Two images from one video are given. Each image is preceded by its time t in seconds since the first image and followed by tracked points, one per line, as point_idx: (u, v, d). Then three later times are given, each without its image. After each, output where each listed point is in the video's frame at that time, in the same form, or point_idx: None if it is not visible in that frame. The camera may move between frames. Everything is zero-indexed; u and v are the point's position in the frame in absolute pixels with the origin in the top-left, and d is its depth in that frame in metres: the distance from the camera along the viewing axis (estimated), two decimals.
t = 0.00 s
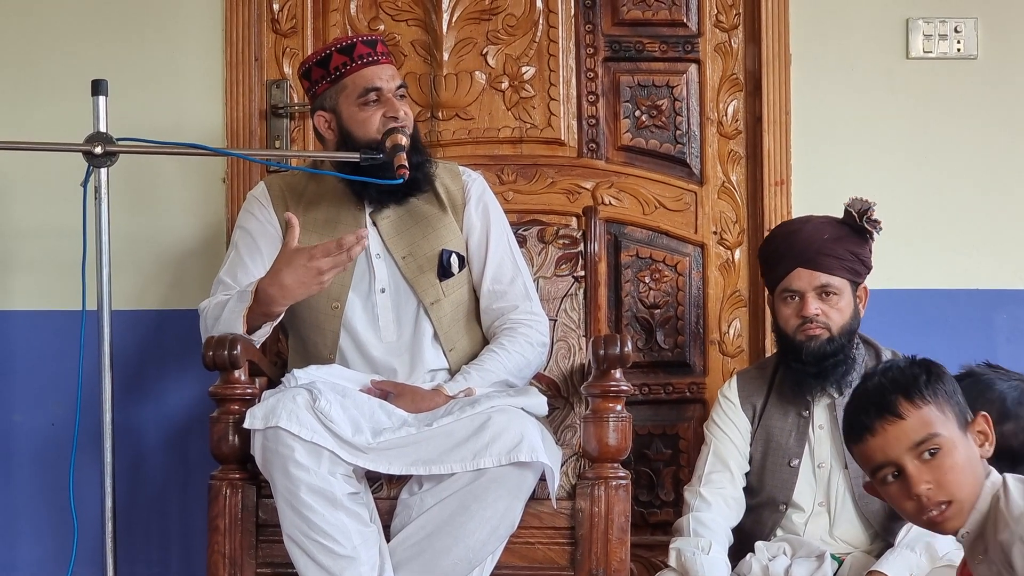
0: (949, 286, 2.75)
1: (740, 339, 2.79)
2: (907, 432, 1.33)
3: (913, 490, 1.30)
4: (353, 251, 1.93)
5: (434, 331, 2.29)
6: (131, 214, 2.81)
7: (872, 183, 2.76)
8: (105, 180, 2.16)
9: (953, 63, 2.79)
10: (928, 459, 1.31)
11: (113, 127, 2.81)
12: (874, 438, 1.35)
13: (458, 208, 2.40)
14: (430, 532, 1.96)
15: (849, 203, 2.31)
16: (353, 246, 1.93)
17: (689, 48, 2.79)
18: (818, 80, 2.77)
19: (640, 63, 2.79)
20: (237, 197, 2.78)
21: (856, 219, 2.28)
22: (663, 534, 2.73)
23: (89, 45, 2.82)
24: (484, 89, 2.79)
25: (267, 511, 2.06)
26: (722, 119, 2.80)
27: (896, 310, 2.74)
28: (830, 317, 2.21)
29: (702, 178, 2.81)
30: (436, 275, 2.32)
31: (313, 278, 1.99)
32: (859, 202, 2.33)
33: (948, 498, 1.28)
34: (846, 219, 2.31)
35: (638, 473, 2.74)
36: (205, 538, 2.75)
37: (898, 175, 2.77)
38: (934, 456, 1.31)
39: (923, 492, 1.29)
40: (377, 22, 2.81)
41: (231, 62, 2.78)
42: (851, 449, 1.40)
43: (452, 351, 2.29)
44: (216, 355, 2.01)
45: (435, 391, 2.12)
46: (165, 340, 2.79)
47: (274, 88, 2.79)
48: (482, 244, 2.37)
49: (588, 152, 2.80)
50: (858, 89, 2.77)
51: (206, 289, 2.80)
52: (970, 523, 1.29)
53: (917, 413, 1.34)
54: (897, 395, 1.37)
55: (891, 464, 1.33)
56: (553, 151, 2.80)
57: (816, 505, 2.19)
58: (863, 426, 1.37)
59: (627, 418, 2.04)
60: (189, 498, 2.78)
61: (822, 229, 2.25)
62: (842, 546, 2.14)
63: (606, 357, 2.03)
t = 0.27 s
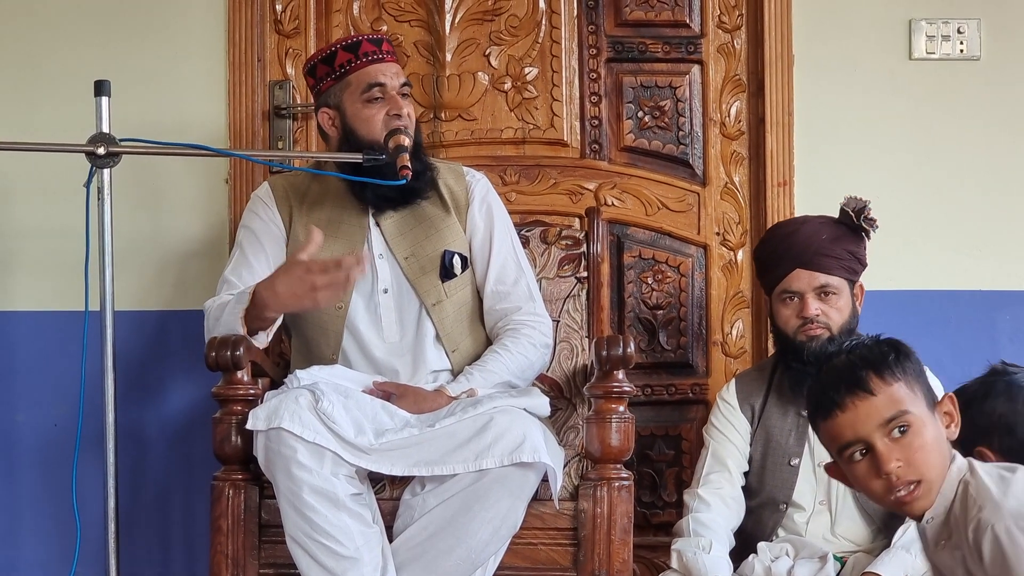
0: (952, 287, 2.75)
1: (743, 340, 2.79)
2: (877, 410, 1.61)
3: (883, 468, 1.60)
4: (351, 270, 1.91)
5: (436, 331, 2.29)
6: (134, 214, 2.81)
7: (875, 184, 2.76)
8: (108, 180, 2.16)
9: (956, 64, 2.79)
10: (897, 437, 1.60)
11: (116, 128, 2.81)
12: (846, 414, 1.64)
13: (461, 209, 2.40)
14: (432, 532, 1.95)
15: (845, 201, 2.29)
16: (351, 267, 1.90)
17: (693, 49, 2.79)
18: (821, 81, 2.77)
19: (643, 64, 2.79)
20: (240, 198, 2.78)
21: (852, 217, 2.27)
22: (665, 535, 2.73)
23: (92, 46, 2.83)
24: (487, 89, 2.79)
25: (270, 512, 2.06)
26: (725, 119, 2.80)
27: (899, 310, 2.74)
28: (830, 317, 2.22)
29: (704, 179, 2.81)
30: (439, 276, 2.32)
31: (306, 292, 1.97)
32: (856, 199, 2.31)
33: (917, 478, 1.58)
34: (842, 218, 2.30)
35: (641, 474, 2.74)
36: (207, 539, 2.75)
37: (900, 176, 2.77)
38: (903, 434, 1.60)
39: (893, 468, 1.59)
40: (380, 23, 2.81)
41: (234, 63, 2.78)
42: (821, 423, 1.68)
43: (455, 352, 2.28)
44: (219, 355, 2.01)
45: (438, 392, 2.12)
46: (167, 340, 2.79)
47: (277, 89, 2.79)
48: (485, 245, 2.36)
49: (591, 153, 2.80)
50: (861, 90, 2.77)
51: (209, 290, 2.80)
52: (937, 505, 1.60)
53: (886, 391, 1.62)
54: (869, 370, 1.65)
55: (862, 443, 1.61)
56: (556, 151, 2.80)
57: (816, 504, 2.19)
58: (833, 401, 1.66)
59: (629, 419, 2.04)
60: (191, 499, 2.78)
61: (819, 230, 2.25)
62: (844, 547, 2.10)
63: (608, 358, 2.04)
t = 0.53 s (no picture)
0: (955, 289, 2.75)
1: (746, 342, 2.79)
2: (861, 429, 1.44)
3: (867, 486, 1.42)
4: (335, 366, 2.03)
5: (439, 334, 2.29)
6: (136, 216, 2.81)
7: (877, 186, 2.76)
8: (110, 182, 2.16)
9: (958, 66, 2.79)
10: (882, 455, 1.43)
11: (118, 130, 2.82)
12: (831, 431, 1.45)
13: (466, 212, 2.40)
14: (434, 534, 1.95)
15: (849, 201, 2.30)
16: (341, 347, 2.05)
17: (695, 51, 2.79)
18: (823, 83, 2.77)
19: (645, 66, 2.80)
20: (243, 200, 2.79)
21: (856, 216, 2.28)
22: (667, 536, 2.73)
23: (94, 47, 2.83)
24: (489, 91, 2.79)
25: (271, 514, 2.07)
26: (727, 121, 2.80)
27: (901, 312, 2.74)
28: (828, 313, 2.21)
29: (706, 181, 2.81)
30: (443, 279, 2.32)
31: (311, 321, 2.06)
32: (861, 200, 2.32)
33: (898, 497, 1.42)
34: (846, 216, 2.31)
35: (643, 475, 2.74)
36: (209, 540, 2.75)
37: (903, 178, 2.77)
38: (888, 452, 1.43)
39: (876, 488, 1.41)
40: (383, 25, 2.82)
41: (236, 64, 2.78)
42: (806, 440, 1.49)
43: (458, 355, 2.28)
44: (221, 357, 2.01)
45: (440, 394, 2.12)
46: (169, 342, 2.79)
47: (279, 90, 2.79)
48: (490, 248, 2.37)
49: (593, 155, 2.80)
50: (863, 91, 2.77)
51: (211, 291, 2.80)
52: (915, 523, 1.45)
53: (870, 409, 1.44)
54: (852, 387, 1.46)
55: (842, 461, 1.44)
56: (558, 153, 2.80)
57: (814, 502, 2.19)
58: (818, 417, 1.47)
59: (631, 421, 2.04)
60: (194, 500, 2.78)
61: (823, 226, 2.24)
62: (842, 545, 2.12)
63: (610, 359, 2.03)
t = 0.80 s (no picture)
0: (956, 291, 2.75)
1: (747, 343, 2.79)
2: (876, 417, 1.36)
3: (879, 476, 1.35)
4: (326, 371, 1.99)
5: (442, 339, 2.29)
6: (137, 218, 2.81)
7: (878, 188, 2.76)
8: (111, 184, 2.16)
9: (959, 68, 2.79)
10: (897, 446, 1.35)
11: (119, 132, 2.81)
12: (845, 418, 1.38)
13: (471, 217, 2.40)
14: (435, 536, 1.95)
15: (862, 202, 2.30)
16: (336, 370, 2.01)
17: (696, 52, 2.79)
18: (824, 85, 2.77)
19: (646, 68, 2.80)
20: (244, 202, 2.79)
21: (868, 219, 2.28)
22: (668, 538, 2.73)
23: (95, 49, 2.83)
24: (490, 93, 2.79)
25: (273, 516, 2.06)
26: (728, 123, 2.80)
27: (902, 314, 2.73)
28: (835, 314, 2.21)
29: (708, 183, 2.81)
30: (446, 284, 2.32)
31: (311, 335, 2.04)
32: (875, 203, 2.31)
33: (910, 489, 1.34)
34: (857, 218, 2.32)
35: (644, 478, 2.74)
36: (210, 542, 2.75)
37: (904, 179, 2.77)
38: (902, 443, 1.35)
39: (888, 479, 1.34)
40: (384, 27, 2.82)
41: (237, 66, 2.78)
42: (818, 424, 1.41)
43: (461, 360, 2.28)
44: (223, 359, 2.01)
45: (441, 396, 2.12)
46: (170, 343, 2.79)
47: (280, 92, 2.79)
48: (495, 253, 2.37)
49: (594, 157, 2.80)
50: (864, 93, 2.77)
51: (212, 293, 2.80)
52: (925, 518, 1.36)
53: (887, 399, 1.37)
54: (870, 375, 1.40)
55: (856, 449, 1.37)
56: (559, 156, 2.80)
57: (813, 505, 2.19)
58: (832, 402, 1.40)
59: (633, 423, 2.04)
60: (195, 502, 2.78)
61: (834, 227, 2.24)
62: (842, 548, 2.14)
63: (611, 362, 2.03)
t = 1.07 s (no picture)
0: (958, 293, 2.74)
1: (748, 345, 2.79)
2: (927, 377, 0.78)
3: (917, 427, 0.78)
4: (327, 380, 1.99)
5: (445, 338, 2.29)
6: (138, 218, 2.81)
7: (879, 190, 2.76)
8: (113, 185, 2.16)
9: (961, 69, 2.79)
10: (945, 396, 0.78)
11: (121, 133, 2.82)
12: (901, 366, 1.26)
13: (475, 216, 2.40)
14: (436, 538, 1.95)
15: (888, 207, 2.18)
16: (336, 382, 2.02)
17: (697, 53, 2.79)
18: (826, 87, 2.77)
19: (648, 69, 2.79)
20: (245, 202, 2.79)
21: (891, 225, 2.16)
22: (669, 540, 2.73)
23: (96, 50, 2.83)
24: (492, 94, 2.79)
25: (274, 517, 2.06)
26: (730, 124, 2.80)
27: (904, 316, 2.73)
28: (851, 320, 2.13)
29: (709, 184, 2.81)
30: (449, 282, 2.32)
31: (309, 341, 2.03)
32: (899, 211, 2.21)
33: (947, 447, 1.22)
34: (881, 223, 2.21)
35: (645, 479, 2.74)
36: (211, 542, 2.75)
37: (905, 181, 2.77)
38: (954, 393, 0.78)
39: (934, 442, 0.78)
40: (385, 28, 2.82)
41: (239, 67, 2.78)
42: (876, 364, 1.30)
43: (463, 359, 2.28)
44: (223, 359, 2.01)
45: (442, 397, 2.12)
46: (172, 345, 2.79)
47: (282, 94, 2.79)
48: (498, 253, 2.37)
49: (596, 158, 2.80)
50: (866, 95, 2.77)
51: (212, 294, 2.80)
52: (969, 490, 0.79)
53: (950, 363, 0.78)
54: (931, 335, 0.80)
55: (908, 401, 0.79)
56: (561, 156, 2.80)
57: (820, 509, 2.17)
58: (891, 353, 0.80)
59: (633, 424, 2.04)
60: (195, 502, 2.78)
61: (854, 230, 2.16)
62: (849, 552, 2.12)
63: (612, 363, 2.03)
